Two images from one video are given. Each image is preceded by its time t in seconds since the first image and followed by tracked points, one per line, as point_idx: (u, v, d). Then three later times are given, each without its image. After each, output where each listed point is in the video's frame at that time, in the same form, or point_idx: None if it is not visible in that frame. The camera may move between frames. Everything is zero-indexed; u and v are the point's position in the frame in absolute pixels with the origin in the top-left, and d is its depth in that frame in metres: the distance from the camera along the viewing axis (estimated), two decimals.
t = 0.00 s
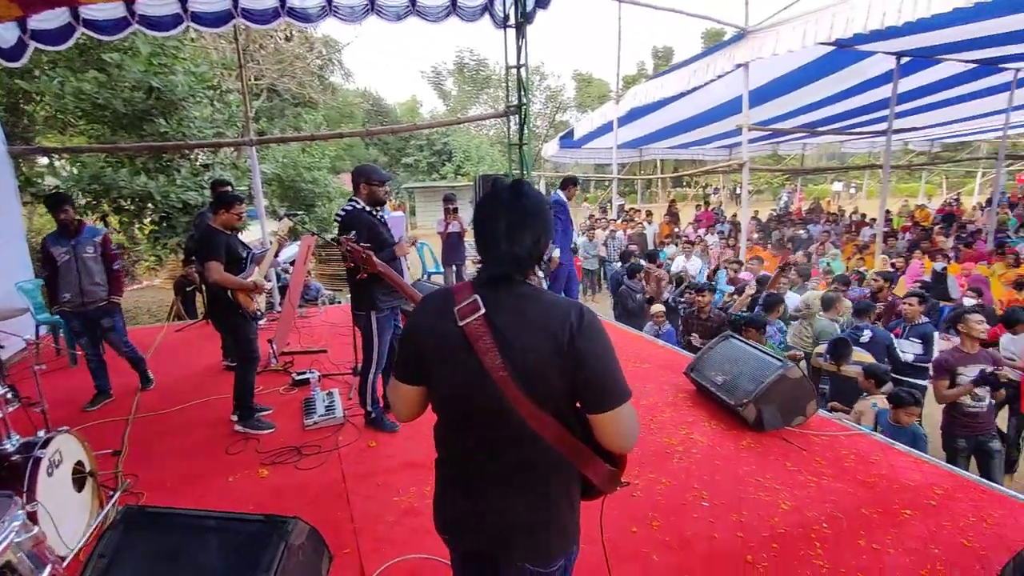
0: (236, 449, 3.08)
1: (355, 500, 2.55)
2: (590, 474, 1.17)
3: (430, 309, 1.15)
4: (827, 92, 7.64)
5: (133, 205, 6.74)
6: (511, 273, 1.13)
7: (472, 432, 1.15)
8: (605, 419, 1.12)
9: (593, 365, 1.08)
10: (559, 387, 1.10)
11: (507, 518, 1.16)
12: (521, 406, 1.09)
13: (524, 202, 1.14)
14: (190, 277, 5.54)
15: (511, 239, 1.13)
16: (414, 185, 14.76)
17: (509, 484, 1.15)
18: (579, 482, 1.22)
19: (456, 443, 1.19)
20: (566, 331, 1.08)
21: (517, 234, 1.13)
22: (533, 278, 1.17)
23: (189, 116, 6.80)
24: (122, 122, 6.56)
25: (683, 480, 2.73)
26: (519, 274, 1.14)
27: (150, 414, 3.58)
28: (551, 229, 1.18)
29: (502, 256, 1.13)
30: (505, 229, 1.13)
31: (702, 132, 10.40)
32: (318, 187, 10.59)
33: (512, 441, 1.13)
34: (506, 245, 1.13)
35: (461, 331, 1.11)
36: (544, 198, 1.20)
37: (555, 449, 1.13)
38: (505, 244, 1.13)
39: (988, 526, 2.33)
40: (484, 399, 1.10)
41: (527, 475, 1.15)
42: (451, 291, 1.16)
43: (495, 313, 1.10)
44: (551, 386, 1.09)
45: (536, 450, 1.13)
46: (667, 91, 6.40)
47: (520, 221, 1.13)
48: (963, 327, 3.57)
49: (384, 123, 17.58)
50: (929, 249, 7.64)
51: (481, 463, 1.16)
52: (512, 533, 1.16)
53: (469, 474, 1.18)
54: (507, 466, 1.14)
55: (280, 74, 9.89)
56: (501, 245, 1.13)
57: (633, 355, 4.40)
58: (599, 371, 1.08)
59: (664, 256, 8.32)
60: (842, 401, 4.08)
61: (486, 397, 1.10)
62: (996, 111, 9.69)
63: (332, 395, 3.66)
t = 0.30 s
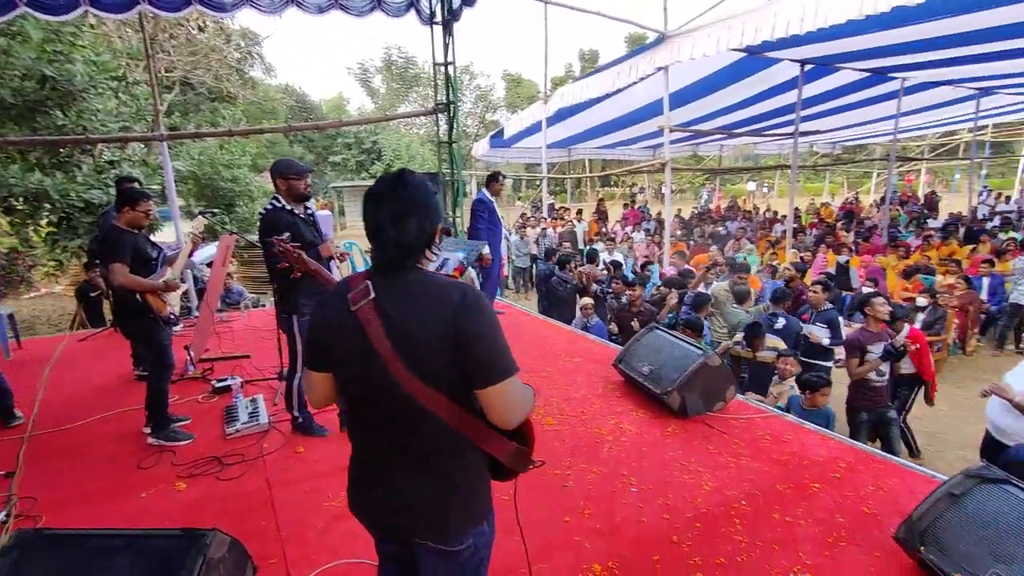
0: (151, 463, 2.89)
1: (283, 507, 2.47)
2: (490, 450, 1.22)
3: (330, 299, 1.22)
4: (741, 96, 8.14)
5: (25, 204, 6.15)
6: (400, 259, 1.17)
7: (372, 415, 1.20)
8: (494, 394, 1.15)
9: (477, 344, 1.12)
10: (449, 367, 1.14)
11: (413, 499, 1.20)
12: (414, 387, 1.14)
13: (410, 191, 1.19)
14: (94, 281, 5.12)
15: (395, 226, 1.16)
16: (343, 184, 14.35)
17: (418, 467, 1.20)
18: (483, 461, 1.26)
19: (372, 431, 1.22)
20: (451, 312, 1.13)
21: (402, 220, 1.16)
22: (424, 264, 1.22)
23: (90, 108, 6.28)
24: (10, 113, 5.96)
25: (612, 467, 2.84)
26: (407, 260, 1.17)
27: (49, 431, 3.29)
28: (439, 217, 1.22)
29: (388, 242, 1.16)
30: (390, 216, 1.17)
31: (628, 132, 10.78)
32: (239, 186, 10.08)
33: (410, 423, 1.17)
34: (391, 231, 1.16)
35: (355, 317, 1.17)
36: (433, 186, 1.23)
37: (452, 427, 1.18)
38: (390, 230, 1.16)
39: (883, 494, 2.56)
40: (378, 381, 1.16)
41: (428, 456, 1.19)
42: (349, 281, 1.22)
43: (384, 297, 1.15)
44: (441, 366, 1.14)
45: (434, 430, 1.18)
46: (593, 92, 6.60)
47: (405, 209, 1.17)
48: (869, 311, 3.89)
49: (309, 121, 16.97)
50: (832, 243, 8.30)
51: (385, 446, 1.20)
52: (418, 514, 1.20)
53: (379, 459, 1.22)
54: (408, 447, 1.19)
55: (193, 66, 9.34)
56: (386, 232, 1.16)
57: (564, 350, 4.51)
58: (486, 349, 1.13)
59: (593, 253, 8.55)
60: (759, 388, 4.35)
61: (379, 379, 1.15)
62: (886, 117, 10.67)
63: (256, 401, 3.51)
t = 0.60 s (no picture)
0: (53, 492, 2.66)
1: (204, 530, 2.34)
2: (385, 441, 1.32)
3: (226, 299, 1.31)
4: (664, 107, 8.54)
5: None
6: (288, 253, 1.26)
7: (269, 410, 1.28)
8: (378, 384, 1.23)
9: (360, 336, 1.20)
10: (336, 361, 1.22)
11: (313, 494, 1.29)
12: (304, 382, 1.22)
13: (297, 189, 1.28)
14: None
15: (284, 221, 1.25)
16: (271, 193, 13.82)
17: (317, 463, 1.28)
18: (381, 453, 1.34)
19: (274, 430, 1.30)
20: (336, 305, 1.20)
21: (290, 216, 1.26)
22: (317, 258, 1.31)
23: None
24: None
25: (546, 468, 2.88)
26: (296, 255, 1.26)
27: None
28: (328, 213, 1.32)
29: (276, 237, 1.26)
30: (278, 212, 1.26)
31: (559, 141, 11.05)
32: (156, 195, 9.49)
33: (305, 418, 1.25)
34: (279, 226, 1.26)
35: (246, 311, 1.25)
36: (321, 184, 1.33)
37: (345, 421, 1.27)
38: (278, 226, 1.25)
39: (799, 479, 2.72)
40: (270, 374, 1.23)
41: (324, 450, 1.28)
42: (243, 278, 1.31)
43: (272, 291, 1.24)
44: (327, 359, 1.22)
45: (328, 425, 1.26)
46: (524, 100, 6.72)
47: (292, 204, 1.26)
48: (790, 314, 4.25)
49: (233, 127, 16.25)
50: (751, 246, 8.82)
51: (283, 443, 1.29)
52: (317, 506, 1.29)
53: (279, 458, 1.31)
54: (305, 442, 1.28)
55: (102, 68, 8.75)
56: (275, 227, 1.26)
57: (499, 355, 4.54)
58: (369, 341, 1.20)
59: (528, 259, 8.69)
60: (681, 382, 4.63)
61: (271, 373, 1.23)
62: (795, 128, 11.49)
63: (174, 419, 3.31)
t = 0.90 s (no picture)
0: None
1: (144, 551, 2.22)
2: (322, 437, 1.30)
3: (147, 300, 1.26)
4: (615, 115, 8.74)
5: None
6: (214, 249, 1.23)
7: (198, 414, 1.23)
8: (316, 379, 1.22)
9: (293, 328, 1.19)
10: (268, 357, 1.20)
11: (248, 498, 1.25)
12: (236, 380, 1.18)
13: (221, 185, 1.27)
14: None
15: (207, 215, 1.24)
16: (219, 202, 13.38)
17: (253, 467, 1.25)
18: (318, 450, 1.33)
19: (204, 434, 1.25)
20: (266, 298, 1.19)
21: (215, 211, 1.25)
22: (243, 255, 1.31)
23: None
24: None
25: (504, 472, 2.86)
26: (221, 251, 1.24)
27: None
28: (254, 209, 1.33)
29: (200, 233, 1.23)
30: (200, 207, 1.24)
31: (514, 148, 11.13)
32: (94, 204, 9.04)
33: (238, 419, 1.22)
34: (203, 222, 1.24)
35: (171, 312, 1.21)
36: (245, 181, 1.34)
37: (281, 419, 1.24)
38: (201, 221, 1.24)
39: (750, 470, 2.78)
40: (199, 376, 1.19)
41: (259, 450, 1.24)
42: (165, 278, 1.26)
43: (197, 290, 1.20)
44: (259, 355, 1.19)
45: (262, 424, 1.23)
46: (478, 107, 6.75)
47: (216, 200, 1.26)
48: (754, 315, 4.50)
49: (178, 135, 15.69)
50: (702, 250, 9.10)
51: (214, 448, 1.24)
52: (255, 510, 1.25)
53: (209, 464, 1.26)
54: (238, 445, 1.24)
55: (33, 72, 8.31)
56: (199, 221, 1.24)
57: (457, 360, 4.52)
58: (302, 333, 1.20)
59: (486, 266, 8.73)
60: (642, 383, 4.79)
61: (199, 375, 1.19)
62: (740, 136, 11.95)
63: (113, 436, 3.14)
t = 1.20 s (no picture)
0: None
1: (99, 562, 2.13)
2: (285, 431, 1.27)
3: (93, 296, 1.19)
4: (583, 114, 8.81)
5: None
6: (166, 242, 1.19)
7: (151, 413, 1.17)
8: (281, 372, 1.20)
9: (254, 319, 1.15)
10: (231, 349, 1.17)
11: (204, 497, 1.20)
12: (192, 375, 1.14)
13: (172, 176, 1.23)
14: None
15: (156, 207, 1.19)
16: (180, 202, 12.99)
17: (210, 464, 1.20)
18: (280, 446, 1.29)
19: (158, 434, 1.19)
20: (225, 289, 1.15)
21: (164, 202, 1.20)
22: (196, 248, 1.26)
23: None
24: None
25: (475, 470, 2.84)
26: (172, 243, 1.19)
27: None
28: (205, 201, 1.28)
29: (149, 224, 1.18)
30: (148, 199, 1.20)
31: (484, 147, 11.11)
32: (45, 204, 8.67)
33: (194, 414, 1.17)
34: (152, 213, 1.19)
35: (119, 307, 1.15)
36: (195, 172, 1.29)
37: (241, 414, 1.20)
38: (148, 213, 1.19)
39: (716, 461, 2.83)
40: (152, 373, 1.14)
41: (217, 446, 1.20)
42: (110, 274, 1.20)
43: (149, 284, 1.15)
44: (217, 348, 1.15)
45: (220, 419, 1.19)
46: (446, 105, 6.70)
47: (164, 191, 1.21)
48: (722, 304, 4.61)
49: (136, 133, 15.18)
50: (669, 247, 9.24)
51: (167, 446, 1.19)
52: (215, 510, 1.21)
53: (162, 464, 1.21)
54: (193, 442, 1.19)
55: None
56: (147, 214, 1.19)
57: (427, 359, 4.48)
58: (265, 325, 1.17)
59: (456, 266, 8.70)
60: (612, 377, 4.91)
61: (153, 371, 1.13)
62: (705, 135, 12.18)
63: (66, 444, 3.00)
